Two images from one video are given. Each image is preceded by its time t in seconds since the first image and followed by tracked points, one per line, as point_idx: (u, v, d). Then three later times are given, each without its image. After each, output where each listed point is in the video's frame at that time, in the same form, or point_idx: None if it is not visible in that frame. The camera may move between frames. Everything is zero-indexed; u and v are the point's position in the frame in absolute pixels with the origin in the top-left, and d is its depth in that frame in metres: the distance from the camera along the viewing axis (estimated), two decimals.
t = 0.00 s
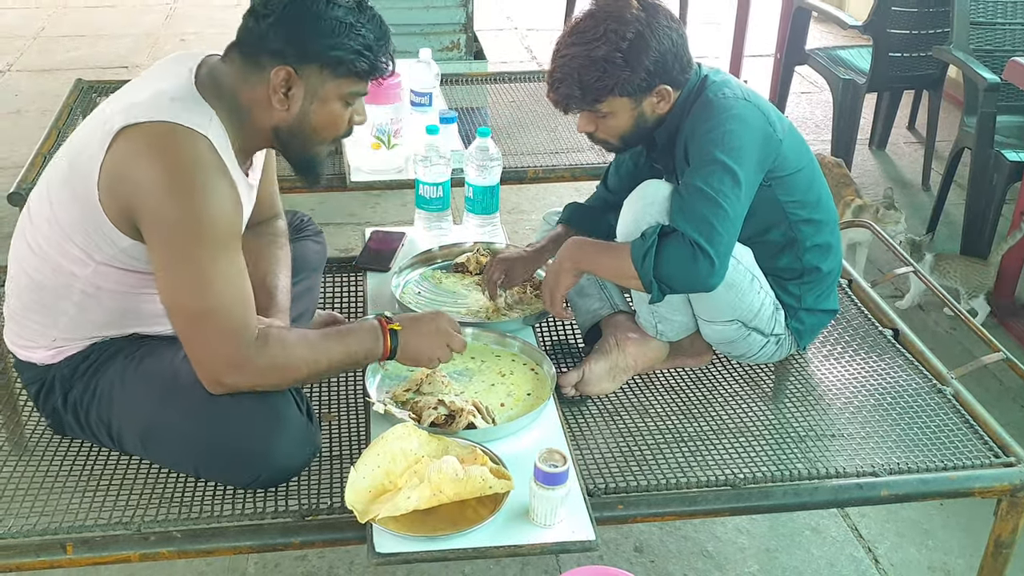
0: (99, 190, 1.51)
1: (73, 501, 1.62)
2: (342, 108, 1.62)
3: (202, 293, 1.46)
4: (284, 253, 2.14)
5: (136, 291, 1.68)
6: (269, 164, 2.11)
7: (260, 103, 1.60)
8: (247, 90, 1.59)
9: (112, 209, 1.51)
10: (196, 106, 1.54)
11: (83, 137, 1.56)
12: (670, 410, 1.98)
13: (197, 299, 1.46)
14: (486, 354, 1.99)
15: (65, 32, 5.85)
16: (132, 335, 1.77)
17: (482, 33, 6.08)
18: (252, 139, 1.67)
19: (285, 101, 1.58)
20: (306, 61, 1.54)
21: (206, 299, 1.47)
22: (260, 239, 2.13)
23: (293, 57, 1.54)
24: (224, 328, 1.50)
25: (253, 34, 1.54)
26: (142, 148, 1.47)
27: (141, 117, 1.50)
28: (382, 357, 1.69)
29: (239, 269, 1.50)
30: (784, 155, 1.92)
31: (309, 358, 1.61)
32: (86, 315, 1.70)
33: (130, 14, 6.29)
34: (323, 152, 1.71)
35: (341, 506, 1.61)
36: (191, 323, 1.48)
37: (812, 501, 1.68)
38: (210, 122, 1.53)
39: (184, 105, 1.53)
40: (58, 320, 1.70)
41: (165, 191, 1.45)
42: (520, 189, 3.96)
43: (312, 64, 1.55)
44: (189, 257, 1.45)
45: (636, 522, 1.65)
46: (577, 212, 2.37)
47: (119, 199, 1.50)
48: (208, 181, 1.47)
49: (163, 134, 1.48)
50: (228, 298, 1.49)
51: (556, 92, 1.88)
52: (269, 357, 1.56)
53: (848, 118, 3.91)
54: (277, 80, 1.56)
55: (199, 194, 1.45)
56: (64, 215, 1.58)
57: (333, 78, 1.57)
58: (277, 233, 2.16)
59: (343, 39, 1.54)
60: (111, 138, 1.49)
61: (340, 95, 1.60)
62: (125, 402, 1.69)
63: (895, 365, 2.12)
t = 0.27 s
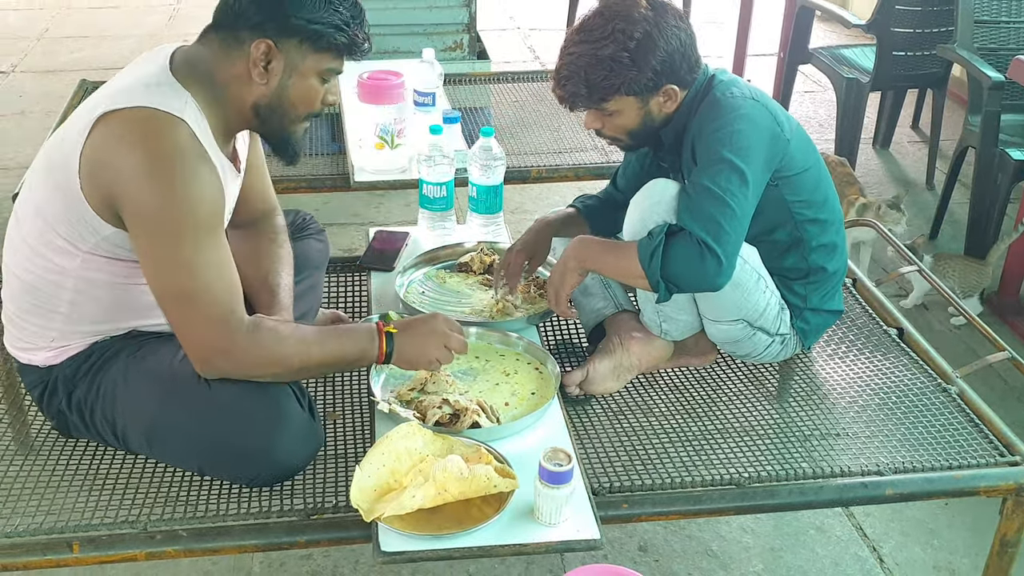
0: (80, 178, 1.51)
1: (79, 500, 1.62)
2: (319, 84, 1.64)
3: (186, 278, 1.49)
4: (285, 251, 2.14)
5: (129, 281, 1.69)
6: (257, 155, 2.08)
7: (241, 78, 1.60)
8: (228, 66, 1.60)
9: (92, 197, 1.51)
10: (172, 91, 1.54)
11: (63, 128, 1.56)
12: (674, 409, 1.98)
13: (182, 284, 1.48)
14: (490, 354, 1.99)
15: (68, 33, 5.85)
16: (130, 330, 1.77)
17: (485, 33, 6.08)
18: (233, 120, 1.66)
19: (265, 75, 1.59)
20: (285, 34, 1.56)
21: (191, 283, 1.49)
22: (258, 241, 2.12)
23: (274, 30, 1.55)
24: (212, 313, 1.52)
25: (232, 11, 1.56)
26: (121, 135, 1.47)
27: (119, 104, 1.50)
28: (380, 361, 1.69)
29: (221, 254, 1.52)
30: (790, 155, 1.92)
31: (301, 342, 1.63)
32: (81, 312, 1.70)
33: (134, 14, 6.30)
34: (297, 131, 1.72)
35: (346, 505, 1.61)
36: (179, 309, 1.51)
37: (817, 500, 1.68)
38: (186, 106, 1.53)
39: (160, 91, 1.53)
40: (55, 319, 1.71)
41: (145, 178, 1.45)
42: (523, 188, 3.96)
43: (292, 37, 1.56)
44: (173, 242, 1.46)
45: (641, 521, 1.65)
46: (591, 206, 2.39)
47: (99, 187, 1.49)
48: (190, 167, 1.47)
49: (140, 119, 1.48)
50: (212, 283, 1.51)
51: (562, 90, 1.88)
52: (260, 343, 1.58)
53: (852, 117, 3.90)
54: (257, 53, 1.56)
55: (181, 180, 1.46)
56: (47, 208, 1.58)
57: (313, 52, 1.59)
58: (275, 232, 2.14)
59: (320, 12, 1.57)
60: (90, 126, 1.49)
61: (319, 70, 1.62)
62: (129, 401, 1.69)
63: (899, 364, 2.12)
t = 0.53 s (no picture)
0: (70, 163, 1.54)
1: (86, 500, 1.63)
2: (312, 78, 1.70)
3: (171, 258, 1.50)
4: (289, 250, 2.13)
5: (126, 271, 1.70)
6: (253, 152, 2.08)
7: (236, 63, 1.65)
8: (223, 52, 1.65)
9: (83, 181, 1.54)
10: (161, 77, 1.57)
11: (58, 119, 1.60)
12: (680, 411, 1.98)
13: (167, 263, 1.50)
14: (496, 354, 1.99)
15: (75, 34, 5.87)
16: (132, 329, 1.77)
17: (491, 34, 6.09)
18: (223, 104, 1.69)
19: (261, 61, 1.63)
20: (284, 23, 1.62)
21: (173, 262, 1.51)
22: (262, 240, 2.11)
23: (274, 18, 1.61)
24: (197, 292, 1.53)
25: None
26: (109, 116, 1.50)
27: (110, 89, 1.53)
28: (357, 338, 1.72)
29: (205, 234, 1.54)
30: (797, 156, 1.92)
31: (288, 324, 1.64)
32: (83, 308, 1.71)
33: (141, 15, 6.31)
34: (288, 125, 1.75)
35: (352, 505, 1.62)
36: (163, 289, 1.52)
37: (824, 502, 1.67)
38: (174, 89, 1.56)
39: (148, 76, 1.57)
40: (56, 316, 1.72)
41: (132, 158, 1.48)
42: (529, 189, 3.96)
43: (292, 27, 1.62)
44: (157, 221, 1.48)
45: (647, 522, 1.65)
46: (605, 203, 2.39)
47: (89, 170, 1.52)
48: (176, 148, 1.50)
49: (128, 102, 1.51)
50: (196, 262, 1.52)
51: (568, 89, 1.88)
52: (244, 324, 1.59)
53: (858, 118, 3.90)
54: (256, 38, 1.61)
55: (167, 159, 1.49)
56: (42, 202, 1.61)
57: (310, 45, 1.65)
58: (278, 230, 2.13)
59: (318, 6, 1.64)
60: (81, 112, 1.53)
61: (314, 65, 1.68)
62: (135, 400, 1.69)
63: (906, 365, 2.11)
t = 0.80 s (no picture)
0: (64, 150, 1.54)
1: (85, 500, 1.63)
2: (303, 75, 1.72)
3: (181, 229, 1.51)
4: (289, 249, 2.13)
5: (122, 264, 1.70)
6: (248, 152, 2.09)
7: (229, 56, 1.67)
8: (217, 44, 1.67)
9: (79, 167, 1.54)
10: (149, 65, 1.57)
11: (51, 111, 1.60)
12: (680, 412, 1.98)
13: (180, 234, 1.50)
14: (497, 355, 1.99)
15: (76, 33, 5.87)
16: (130, 328, 1.77)
17: (492, 36, 6.09)
18: (214, 96, 1.71)
19: (254, 54, 1.65)
20: (279, 19, 1.63)
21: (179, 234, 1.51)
22: (262, 240, 2.11)
23: (269, 13, 1.63)
24: (211, 261, 1.54)
25: None
26: (102, 99, 1.51)
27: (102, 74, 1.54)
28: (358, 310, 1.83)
29: (206, 208, 1.54)
30: (795, 157, 1.92)
31: (294, 292, 1.68)
32: (81, 304, 1.71)
33: (142, 15, 6.32)
34: (278, 119, 1.77)
35: (353, 506, 1.62)
36: (178, 260, 1.52)
37: (823, 504, 1.68)
38: (165, 74, 1.56)
39: (139, 62, 1.57)
40: (53, 312, 1.72)
41: (128, 136, 1.48)
42: (529, 191, 3.96)
43: (286, 23, 1.64)
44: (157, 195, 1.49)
45: (647, 524, 1.65)
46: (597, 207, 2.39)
47: (84, 154, 1.52)
48: (171, 125, 1.51)
49: (121, 86, 1.52)
50: (202, 234, 1.53)
51: (565, 85, 1.89)
52: (257, 293, 1.61)
53: (859, 121, 3.90)
54: (251, 32, 1.63)
55: (163, 136, 1.49)
56: (38, 195, 1.61)
57: (304, 42, 1.67)
58: (279, 229, 2.13)
59: (313, 4, 1.65)
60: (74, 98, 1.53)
61: (306, 62, 1.70)
62: (135, 400, 1.70)
63: (906, 368, 2.11)
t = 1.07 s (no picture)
0: (67, 148, 1.54)
1: (85, 499, 1.62)
2: (302, 72, 1.72)
3: (191, 227, 1.51)
4: (289, 249, 2.13)
5: (125, 262, 1.69)
6: (246, 152, 2.09)
7: (230, 52, 1.66)
8: (218, 42, 1.66)
9: (83, 165, 1.54)
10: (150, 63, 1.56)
11: (53, 109, 1.60)
12: (680, 414, 1.98)
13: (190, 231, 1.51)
14: (496, 356, 1.99)
15: (77, 32, 5.87)
16: (130, 326, 1.75)
17: (493, 36, 6.09)
18: (214, 93, 1.70)
19: (255, 50, 1.65)
20: (279, 16, 1.64)
21: (187, 233, 1.51)
22: (262, 240, 2.10)
23: (270, 10, 1.63)
24: (221, 258, 1.55)
25: None
26: (105, 96, 1.50)
27: (104, 72, 1.54)
28: (360, 309, 1.84)
29: (212, 205, 1.54)
30: (798, 159, 1.92)
31: (300, 285, 1.69)
32: (81, 302, 1.70)
33: (143, 14, 6.31)
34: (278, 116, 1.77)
35: (352, 506, 1.61)
36: (190, 258, 1.52)
37: (823, 506, 1.67)
38: (165, 72, 1.56)
39: (140, 60, 1.57)
40: (53, 310, 1.70)
41: (132, 133, 1.48)
42: (529, 192, 3.96)
43: (287, 20, 1.64)
44: (163, 193, 1.49)
45: (646, 525, 1.65)
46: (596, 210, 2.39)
47: (87, 152, 1.52)
48: (175, 122, 1.50)
49: (122, 83, 1.51)
50: (211, 231, 1.53)
51: (568, 74, 1.89)
52: (266, 289, 1.62)
53: (860, 122, 3.89)
54: (251, 28, 1.63)
55: (166, 134, 1.49)
56: (39, 192, 1.60)
57: (304, 39, 1.68)
58: (278, 229, 2.13)
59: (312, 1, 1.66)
60: (76, 95, 1.53)
61: (304, 59, 1.71)
62: (134, 399, 1.69)
63: (906, 370, 2.11)
